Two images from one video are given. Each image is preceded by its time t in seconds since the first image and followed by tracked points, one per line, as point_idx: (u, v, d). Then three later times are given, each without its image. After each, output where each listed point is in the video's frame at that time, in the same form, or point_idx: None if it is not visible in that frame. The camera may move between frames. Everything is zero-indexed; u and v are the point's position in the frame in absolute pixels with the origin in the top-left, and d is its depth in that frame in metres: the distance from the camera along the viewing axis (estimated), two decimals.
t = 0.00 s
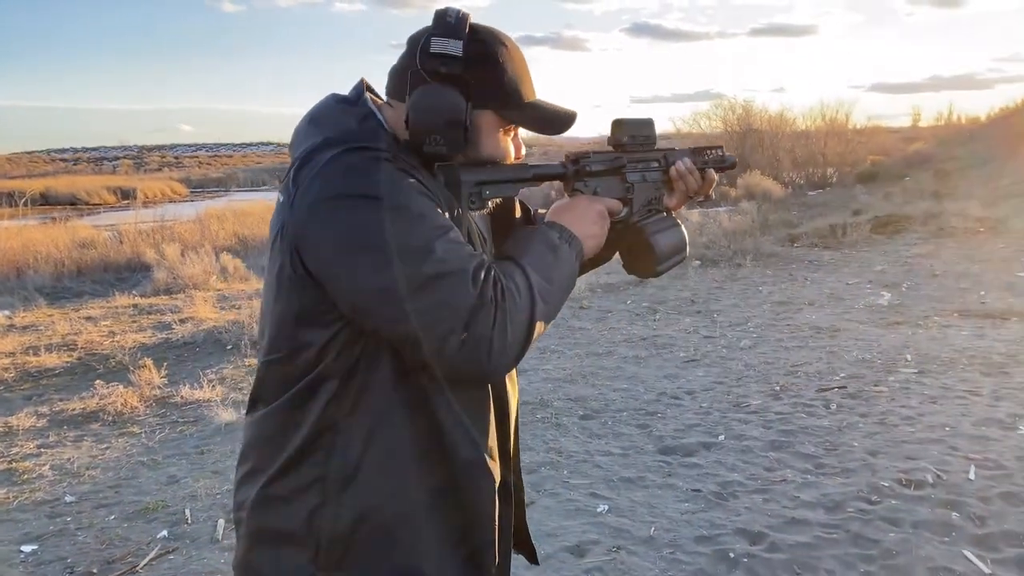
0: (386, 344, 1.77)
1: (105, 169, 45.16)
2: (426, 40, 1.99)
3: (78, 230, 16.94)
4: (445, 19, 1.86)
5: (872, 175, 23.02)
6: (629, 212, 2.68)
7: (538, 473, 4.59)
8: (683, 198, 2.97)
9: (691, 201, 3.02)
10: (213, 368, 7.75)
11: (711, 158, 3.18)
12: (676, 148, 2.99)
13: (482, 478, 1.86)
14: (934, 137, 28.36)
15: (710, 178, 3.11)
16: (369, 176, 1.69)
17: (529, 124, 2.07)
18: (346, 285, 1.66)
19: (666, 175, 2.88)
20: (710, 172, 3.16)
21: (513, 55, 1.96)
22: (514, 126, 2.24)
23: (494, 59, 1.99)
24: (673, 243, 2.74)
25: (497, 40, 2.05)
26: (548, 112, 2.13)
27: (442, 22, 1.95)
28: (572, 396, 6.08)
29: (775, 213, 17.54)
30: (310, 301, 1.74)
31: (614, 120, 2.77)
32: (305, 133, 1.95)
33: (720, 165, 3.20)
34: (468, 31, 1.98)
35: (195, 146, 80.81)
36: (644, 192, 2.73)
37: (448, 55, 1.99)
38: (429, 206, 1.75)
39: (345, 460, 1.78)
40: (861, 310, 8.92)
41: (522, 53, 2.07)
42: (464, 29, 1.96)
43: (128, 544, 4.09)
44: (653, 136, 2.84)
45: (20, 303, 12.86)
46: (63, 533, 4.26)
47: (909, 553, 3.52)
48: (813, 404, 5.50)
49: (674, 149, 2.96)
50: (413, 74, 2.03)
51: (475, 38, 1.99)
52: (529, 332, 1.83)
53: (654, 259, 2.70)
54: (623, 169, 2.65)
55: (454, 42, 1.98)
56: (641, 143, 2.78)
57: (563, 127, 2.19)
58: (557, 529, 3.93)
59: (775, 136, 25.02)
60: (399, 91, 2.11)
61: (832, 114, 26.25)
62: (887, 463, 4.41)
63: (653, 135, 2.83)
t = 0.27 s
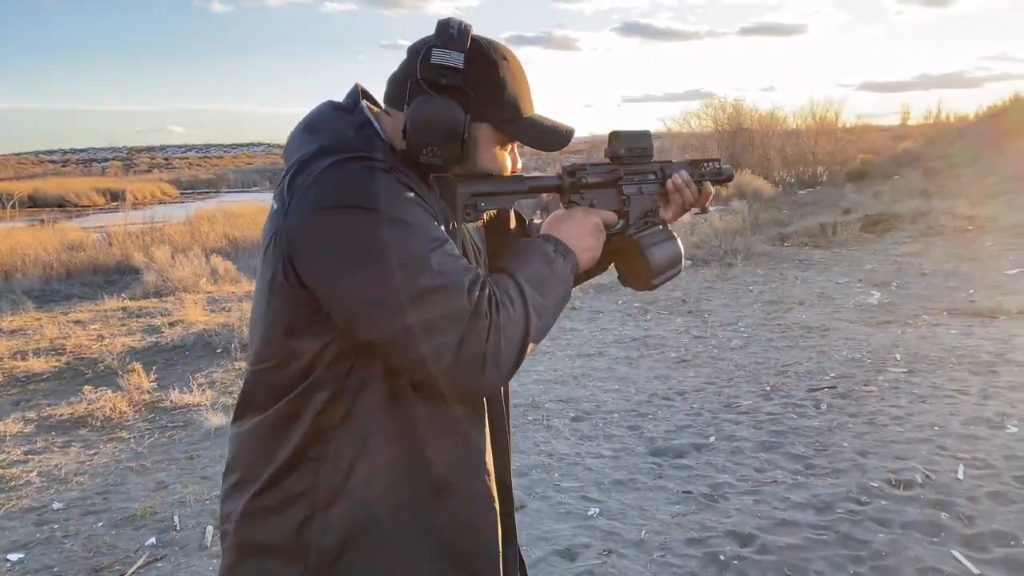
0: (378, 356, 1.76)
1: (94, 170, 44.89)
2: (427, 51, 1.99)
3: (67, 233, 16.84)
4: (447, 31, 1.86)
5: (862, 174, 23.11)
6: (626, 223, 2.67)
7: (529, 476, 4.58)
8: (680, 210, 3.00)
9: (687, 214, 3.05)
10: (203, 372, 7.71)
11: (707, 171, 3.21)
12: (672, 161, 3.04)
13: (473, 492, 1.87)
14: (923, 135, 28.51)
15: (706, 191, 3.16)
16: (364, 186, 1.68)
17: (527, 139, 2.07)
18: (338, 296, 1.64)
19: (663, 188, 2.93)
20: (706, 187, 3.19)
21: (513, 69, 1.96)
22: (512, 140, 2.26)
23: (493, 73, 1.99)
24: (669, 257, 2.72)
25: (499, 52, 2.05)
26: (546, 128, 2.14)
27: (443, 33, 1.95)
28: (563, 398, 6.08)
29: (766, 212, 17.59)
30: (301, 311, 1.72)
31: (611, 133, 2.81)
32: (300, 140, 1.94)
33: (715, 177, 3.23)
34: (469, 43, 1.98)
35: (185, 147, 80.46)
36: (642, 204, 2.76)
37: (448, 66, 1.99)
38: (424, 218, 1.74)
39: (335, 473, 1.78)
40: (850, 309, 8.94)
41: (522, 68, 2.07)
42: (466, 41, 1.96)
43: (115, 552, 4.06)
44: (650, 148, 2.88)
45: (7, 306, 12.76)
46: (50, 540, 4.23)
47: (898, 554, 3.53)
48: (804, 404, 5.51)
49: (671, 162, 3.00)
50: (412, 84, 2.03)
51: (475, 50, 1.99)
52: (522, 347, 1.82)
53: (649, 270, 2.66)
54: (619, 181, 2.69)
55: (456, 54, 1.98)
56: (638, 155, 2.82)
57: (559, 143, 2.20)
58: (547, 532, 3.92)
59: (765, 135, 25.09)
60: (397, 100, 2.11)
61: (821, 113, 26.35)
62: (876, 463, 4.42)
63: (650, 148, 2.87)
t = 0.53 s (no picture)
0: (342, 362, 1.73)
1: (84, 169, 44.64)
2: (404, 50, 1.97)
3: (55, 231, 16.72)
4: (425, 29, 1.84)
5: (853, 176, 23.18)
6: (599, 228, 2.69)
7: (514, 479, 4.55)
8: (656, 214, 3.00)
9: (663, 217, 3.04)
10: (189, 373, 7.65)
11: (684, 174, 3.19)
12: (649, 163, 3.02)
13: (440, 500, 1.83)
14: (914, 138, 28.64)
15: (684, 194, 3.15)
16: (334, 186, 1.66)
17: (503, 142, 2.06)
18: (304, 298, 1.61)
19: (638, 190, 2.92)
20: (683, 188, 3.18)
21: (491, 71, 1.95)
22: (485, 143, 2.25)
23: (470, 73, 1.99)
24: (645, 260, 2.72)
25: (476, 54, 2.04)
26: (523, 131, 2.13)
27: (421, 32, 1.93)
28: (551, 400, 6.05)
29: (757, 214, 17.61)
30: (265, 314, 1.69)
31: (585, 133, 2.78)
32: (270, 136, 1.91)
33: (693, 180, 3.23)
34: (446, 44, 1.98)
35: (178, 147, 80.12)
36: (616, 207, 2.75)
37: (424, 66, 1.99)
38: (395, 218, 1.71)
39: (300, 480, 1.76)
40: (839, 311, 8.96)
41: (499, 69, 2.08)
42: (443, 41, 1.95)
43: (93, 556, 4.01)
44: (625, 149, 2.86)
45: None
46: (28, 544, 4.17)
47: (882, 559, 3.52)
48: (791, 407, 5.51)
49: (647, 163, 2.99)
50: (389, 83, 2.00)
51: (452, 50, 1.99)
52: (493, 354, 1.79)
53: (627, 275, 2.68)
54: (594, 184, 2.69)
55: (432, 53, 1.99)
56: (613, 157, 2.80)
57: (535, 146, 2.19)
58: (531, 536, 3.89)
59: (757, 138, 25.14)
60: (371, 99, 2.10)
61: (813, 116, 26.44)
62: (862, 467, 4.42)
63: (626, 149, 2.85)
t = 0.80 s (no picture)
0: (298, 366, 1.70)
1: (79, 166, 44.42)
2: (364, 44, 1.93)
3: (48, 229, 16.62)
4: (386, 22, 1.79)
5: (849, 174, 23.17)
6: (573, 230, 2.67)
7: (502, 479, 4.51)
8: (630, 217, 2.96)
9: (637, 221, 3.01)
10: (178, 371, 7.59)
11: (660, 177, 3.15)
12: (623, 166, 2.99)
13: (399, 509, 1.81)
14: (909, 136, 28.65)
15: (659, 197, 3.11)
16: (292, 185, 1.63)
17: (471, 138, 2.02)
18: (258, 300, 1.59)
19: (613, 192, 2.89)
20: (659, 192, 3.15)
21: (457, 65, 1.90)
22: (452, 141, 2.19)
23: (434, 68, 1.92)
24: (617, 265, 2.75)
25: (441, 47, 2.00)
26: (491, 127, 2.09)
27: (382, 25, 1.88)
28: (541, 398, 6.01)
29: (752, 212, 17.58)
30: (219, 315, 1.67)
31: (558, 133, 2.74)
32: (225, 129, 1.86)
33: (670, 183, 3.19)
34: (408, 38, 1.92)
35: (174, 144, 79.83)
36: (589, 210, 2.72)
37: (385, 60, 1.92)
38: (356, 218, 1.69)
39: (250, 490, 1.72)
40: (833, 309, 8.93)
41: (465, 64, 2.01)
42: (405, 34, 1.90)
43: (74, 557, 3.96)
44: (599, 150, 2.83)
45: None
46: (8, 545, 4.12)
47: (871, 559, 3.48)
48: (782, 406, 5.47)
49: (621, 166, 2.96)
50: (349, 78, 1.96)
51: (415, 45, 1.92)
52: (454, 360, 1.77)
53: (599, 280, 2.70)
54: (566, 186, 2.65)
55: (393, 48, 1.92)
56: (586, 159, 2.77)
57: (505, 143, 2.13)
58: (517, 537, 3.85)
59: (753, 136, 25.11)
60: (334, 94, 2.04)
61: (809, 113, 26.42)
62: (852, 466, 4.38)
63: (600, 150, 2.80)
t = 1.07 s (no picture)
0: (288, 369, 1.68)
1: (80, 166, 44.43)
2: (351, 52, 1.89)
3: (49, 229, 16.63)
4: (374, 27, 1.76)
5: (850, 174, 23.12)
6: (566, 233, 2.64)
7: (497, 482, 4.48)
8: (621, 219, 2.93)
9: (628, 222, 2.98)
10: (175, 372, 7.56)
11: (651, 178, 3.11)
12: (614, 168, 2.96)
13: (388, 515, 1.79)
14: (911, 135, 28.59)
15: (650, 198, 3.09)
16: (286, 189, 1.60)
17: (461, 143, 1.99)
18: (252, 305, 1.56)
19: (604, 195, 2.85)
20: (650, 193, 3.11)
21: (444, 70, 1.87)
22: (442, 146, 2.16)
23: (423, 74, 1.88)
24: (610, 266, 2.72)
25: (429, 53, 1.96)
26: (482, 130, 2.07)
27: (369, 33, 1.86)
28: (539, 400, 5.97)
29: (753, 212, 17.54)
30: (211, 318, 1.63)
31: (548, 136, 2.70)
32: (217, 136, 1.82)
33: (662, 183, 3.14)
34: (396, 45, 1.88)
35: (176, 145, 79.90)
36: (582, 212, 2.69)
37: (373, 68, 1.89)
38: (350, 224, 1.67)
39: (238, 495, 1.69)
40: (833, 310, 8.89)
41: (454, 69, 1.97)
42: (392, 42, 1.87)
43: (65, 560, 3.93)
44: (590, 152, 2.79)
45: None
46: None
47: (869, 564, 3.45)
48: (781, 408, 5.43)
49: (612, 168, 2.92)
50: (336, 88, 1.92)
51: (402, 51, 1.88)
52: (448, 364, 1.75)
53: (593, 282, 2.67)
54: (557, 189, 2.61)
55: (381, 55, 1.89)
56: (577, 161, 2.73)
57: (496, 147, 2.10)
58: (511, 541, 3.82)
59: (755, 136, 25.06)
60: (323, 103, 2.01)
61: (811, 113, 26.37)
62: (851, 469, 4.34)
63: (589, 152, 2.76)
